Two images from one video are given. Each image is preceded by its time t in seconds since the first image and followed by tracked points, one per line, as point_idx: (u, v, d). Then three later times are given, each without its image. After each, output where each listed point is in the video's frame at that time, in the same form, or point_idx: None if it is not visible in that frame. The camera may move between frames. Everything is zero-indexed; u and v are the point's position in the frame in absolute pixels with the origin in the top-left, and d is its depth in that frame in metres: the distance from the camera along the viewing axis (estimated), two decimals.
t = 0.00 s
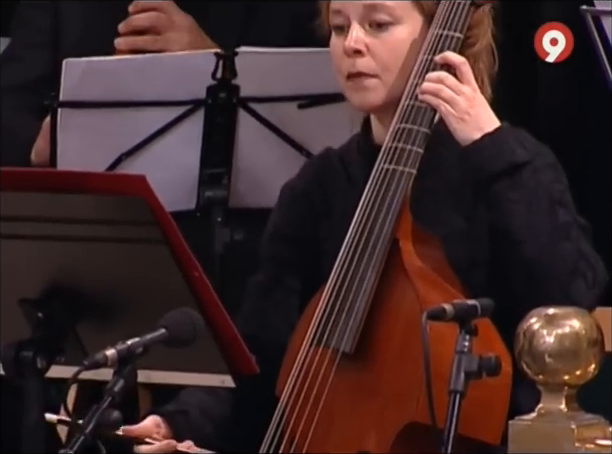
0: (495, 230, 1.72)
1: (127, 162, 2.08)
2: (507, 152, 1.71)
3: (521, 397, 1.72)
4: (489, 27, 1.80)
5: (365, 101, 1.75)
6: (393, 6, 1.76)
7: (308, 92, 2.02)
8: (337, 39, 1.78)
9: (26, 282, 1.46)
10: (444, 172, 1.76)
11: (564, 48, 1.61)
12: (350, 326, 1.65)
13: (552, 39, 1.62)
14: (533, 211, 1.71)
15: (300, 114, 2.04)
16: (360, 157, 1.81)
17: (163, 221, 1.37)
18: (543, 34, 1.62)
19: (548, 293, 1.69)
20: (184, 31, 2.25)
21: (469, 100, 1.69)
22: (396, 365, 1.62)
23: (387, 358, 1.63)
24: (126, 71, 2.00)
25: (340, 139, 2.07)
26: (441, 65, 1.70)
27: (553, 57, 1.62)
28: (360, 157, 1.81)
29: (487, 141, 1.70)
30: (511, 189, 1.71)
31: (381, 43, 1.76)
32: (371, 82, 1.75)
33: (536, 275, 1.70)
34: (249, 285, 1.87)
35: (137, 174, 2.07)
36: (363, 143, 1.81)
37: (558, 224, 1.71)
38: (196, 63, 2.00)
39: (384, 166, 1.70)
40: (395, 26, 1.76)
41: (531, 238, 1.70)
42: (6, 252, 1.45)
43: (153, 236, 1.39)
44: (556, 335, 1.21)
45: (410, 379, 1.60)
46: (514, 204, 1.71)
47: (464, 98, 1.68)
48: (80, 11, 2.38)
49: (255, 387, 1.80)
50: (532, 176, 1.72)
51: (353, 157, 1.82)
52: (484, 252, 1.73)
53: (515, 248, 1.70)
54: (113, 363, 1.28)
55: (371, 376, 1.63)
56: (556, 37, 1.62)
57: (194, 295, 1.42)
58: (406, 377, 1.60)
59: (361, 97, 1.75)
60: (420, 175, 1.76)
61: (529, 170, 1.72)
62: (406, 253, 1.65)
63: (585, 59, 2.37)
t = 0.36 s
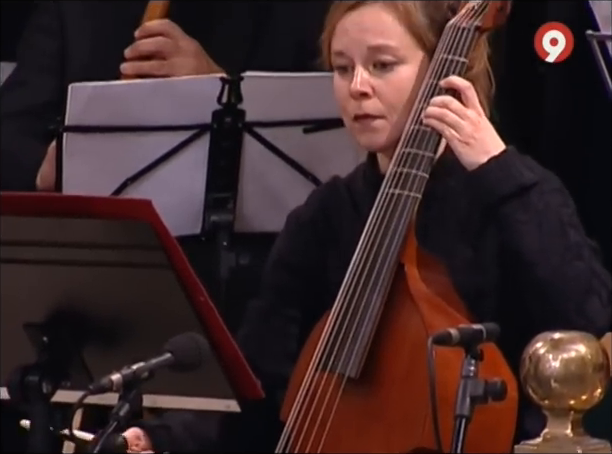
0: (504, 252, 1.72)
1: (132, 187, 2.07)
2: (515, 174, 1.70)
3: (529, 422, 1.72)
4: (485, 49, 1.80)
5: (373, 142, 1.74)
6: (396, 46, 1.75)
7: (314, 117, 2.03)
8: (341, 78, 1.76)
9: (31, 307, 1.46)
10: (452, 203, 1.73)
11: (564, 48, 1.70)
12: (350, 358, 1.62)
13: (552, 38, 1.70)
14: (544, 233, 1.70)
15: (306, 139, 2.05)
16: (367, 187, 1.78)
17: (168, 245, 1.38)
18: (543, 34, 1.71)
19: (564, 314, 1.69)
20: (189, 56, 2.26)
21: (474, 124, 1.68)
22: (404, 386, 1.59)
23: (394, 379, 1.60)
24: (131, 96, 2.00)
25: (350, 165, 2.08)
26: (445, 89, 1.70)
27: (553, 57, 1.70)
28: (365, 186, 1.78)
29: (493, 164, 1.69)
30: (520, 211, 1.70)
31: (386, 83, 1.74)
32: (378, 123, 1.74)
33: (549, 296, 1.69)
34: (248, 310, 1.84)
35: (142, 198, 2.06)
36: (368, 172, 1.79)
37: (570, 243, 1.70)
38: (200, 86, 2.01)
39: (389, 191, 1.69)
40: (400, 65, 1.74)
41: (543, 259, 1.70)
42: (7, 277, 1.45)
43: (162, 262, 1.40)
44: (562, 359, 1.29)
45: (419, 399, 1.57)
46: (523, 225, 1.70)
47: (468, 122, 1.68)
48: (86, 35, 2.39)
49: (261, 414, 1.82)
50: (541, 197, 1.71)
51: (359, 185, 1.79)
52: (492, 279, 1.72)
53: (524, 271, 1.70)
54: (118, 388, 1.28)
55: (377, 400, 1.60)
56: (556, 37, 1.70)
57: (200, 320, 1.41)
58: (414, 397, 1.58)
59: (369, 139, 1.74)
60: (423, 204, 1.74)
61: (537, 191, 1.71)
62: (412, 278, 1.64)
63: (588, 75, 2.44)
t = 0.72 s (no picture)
0: (508, 275, 1.71)
1: (137, 211, 2.07)
2: (519, 197, 1.70)
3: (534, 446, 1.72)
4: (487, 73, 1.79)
5: (376, 177, 1.72)
6: (396, 81, 1.73)
7: (318, 141, 2.02)
8: (342, 112, 1.73)
9: (36, 331, 1.45)
10: (455, 231, 1.72)
11: (564, 49, 1.70)
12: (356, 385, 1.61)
13: (552, 39, 1.70)
14: (550, 256, 1.69)
15: (311, 164, 2.05)
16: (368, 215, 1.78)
17: (173, 268, 1.37)
18: (543, 35, 1.71)
19: (569, 335, 1.67)
20: (194, 81, 2.27)
21: (479, 148, 1.69)
22: (408, 414, 1.59)
23: (399, 406, 1.59)
24: (138, 119, 1.99)
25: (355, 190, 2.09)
26: (451, 114, 1.70)
27: (553, 56, 1.70)
28: (369, 215, 1.78)
29: (498, 188, 1.69)
30: (526, 234, 1.69)
31: (387, 118, 1.71)
32: (380, 158, 1.72)
33: (554, 318, 1.67)
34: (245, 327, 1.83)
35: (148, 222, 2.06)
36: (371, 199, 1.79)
37: (576, 267, 1.69)
38: (206, 112, 1.99)
39: (395, 216, 1.69)
40: (400, 100, 1.73)
41: (547, 283, 1.68)
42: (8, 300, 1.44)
43: (166, 285, 1.39)
44: (567, 384, 1.18)
45: (424, 427, 1.57)
46: (527, 248, 1.69)
47: (473, 145, 1.68)
48: (91, 59, 2.40)
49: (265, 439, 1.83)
50: (547, 221, 1.70)
51: (362, 214, 1.78)
52: (495, 307, 1.70)
53: (531, 293, 1.69)
54: (123, 412, 1.28)
55: (382, 426, 1.60)
56: (556, 37, 1.70)
57: (205, 344, 1.41)
58: (420, 425, 1.57)
59: (372, 173, 1.72)
60: (428, 233, 1.73)
61: (543, 215, 1.70)
62: (416, 302, 1.64)
63: (593, 85, 2.48)
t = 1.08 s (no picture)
0: (511, 298, 1.65)
1: (141, 233, 2.07)
2: (522, 219, 1.62)
3: None
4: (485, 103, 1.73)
5: (375, 206, 1.65)
6: (394, 110, 1.64)
7: (320, 164, 2.03)
8: (339, 142, 1.65)
9: (39, 354, 1.47)
10: (456, 256, 1.67)
11: (565, 48, 1.55)
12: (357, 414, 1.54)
13: (552, 38, 1.56)
14: (556, 279, 1.61)
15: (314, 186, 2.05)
16: (371, 240, 1.70)
17: (175, 289, 1.37)
18: (542, 34, 1.56)
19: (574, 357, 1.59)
20: (197, 104, 2.28)
21: (482, 172, 1.60)
22: (410, 440, 1.50)
23: (400, 431, 1.51)
24: (141, 142, 1.98)
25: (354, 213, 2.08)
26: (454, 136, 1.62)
27: (553, 57, 1.55)
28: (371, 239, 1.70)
29: (502, 210, 1.61)
30: (530, 255, 1.62)
31: (386, 148, 1.63)
32: (377, 189, 1.64)
33: (560, 340, 1.60)
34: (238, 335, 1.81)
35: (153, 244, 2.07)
36: (373, 224, 1.71)
37: (580, 287, 1.61)
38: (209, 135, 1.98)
39: (398, 237, 1.62)
40: (399, 128, 1.64)
41: (553, 305, 1.61)
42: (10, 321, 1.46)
43: (168, 307, 1.40)
44: (571, 407, 1.27)
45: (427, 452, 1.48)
46: (531, 268, 1.62)
47: (477, 169, 1.60)
48: (95, 83, 2.41)
49: None
50: (550, 243, 1.63)
51: (363, 238, 1.71)
52: (498, 332, 1.66)
53: (538, 315, 1.61)
54: (126, 435, 1.28)
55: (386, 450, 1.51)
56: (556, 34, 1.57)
57: (207, 365, 1.40)
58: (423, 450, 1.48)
59: (372, 203, 1.65)
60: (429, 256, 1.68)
61: (546, 236, 1.62)
62: (418, 324, 1.55)
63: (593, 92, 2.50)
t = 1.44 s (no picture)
0: (510, 321, 1.68)
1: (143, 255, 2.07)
2: (522, 243, 1.66)
3: None
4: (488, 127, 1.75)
5: (374, 224, 1.69)
6: (394, 130, 1.69)
7: (320, 186, 2.04)
8: (340, 162, 1.70)
9: (39, 379, 1.49)
10: (456, 277, 1.69)
11: (564, 48, 1.67)
12: (361, 433, 1.55)
13: (552, 38, 1.68)
14: (555, 303, 1.65)
15: (315, 208, 2.06)
16: (373, 262, 1.75)
17: (178, 313, 1.40)
18: (543, 34, 1.68)
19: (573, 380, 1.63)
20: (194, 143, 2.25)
21: (485, 194, 1.63)
22: None
23: None
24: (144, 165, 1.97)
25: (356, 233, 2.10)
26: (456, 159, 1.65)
27: (553, 57, 1.68)
28: (371, 261, 1.75)
29: (501, 233, 1.65)
30: (530, 279, 1.66)
31: (385, 168, 1.68)
32: (377, 207, 1.68)
33: (559, 364, 1.64)
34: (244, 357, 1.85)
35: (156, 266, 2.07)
36: (374, 244, 1.76)
37: (580, 311, 1.65)
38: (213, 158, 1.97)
39: (401, 260, 1.64)
40: (398, 149, 1.68)
41: (553, 329, 1.64)
42: (11, 346, 1.48)
43: (171, 331, 1.42)
44: (573, 429, 1.26)
45: None
46: (533, 294, 1.65)
47: (480, 193, 1.63)
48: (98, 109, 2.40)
49: None
50: (550, 267, 1.67)
51: (363, 259, 1.76)
52: (497, 356, 1.68)
53: (537, 339, 1.65)
54: None
55: None
56: (556, 37, 1.68)
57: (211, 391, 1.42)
58: None
59: (370, 220, 1.69)
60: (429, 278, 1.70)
61: (546, 261, 1.66)
62: (421, 347, 1.58)
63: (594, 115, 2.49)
